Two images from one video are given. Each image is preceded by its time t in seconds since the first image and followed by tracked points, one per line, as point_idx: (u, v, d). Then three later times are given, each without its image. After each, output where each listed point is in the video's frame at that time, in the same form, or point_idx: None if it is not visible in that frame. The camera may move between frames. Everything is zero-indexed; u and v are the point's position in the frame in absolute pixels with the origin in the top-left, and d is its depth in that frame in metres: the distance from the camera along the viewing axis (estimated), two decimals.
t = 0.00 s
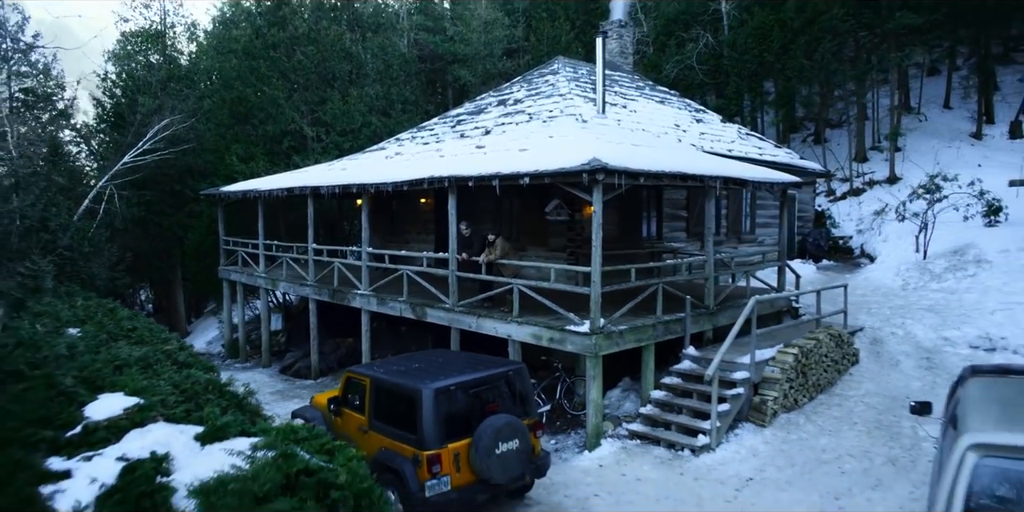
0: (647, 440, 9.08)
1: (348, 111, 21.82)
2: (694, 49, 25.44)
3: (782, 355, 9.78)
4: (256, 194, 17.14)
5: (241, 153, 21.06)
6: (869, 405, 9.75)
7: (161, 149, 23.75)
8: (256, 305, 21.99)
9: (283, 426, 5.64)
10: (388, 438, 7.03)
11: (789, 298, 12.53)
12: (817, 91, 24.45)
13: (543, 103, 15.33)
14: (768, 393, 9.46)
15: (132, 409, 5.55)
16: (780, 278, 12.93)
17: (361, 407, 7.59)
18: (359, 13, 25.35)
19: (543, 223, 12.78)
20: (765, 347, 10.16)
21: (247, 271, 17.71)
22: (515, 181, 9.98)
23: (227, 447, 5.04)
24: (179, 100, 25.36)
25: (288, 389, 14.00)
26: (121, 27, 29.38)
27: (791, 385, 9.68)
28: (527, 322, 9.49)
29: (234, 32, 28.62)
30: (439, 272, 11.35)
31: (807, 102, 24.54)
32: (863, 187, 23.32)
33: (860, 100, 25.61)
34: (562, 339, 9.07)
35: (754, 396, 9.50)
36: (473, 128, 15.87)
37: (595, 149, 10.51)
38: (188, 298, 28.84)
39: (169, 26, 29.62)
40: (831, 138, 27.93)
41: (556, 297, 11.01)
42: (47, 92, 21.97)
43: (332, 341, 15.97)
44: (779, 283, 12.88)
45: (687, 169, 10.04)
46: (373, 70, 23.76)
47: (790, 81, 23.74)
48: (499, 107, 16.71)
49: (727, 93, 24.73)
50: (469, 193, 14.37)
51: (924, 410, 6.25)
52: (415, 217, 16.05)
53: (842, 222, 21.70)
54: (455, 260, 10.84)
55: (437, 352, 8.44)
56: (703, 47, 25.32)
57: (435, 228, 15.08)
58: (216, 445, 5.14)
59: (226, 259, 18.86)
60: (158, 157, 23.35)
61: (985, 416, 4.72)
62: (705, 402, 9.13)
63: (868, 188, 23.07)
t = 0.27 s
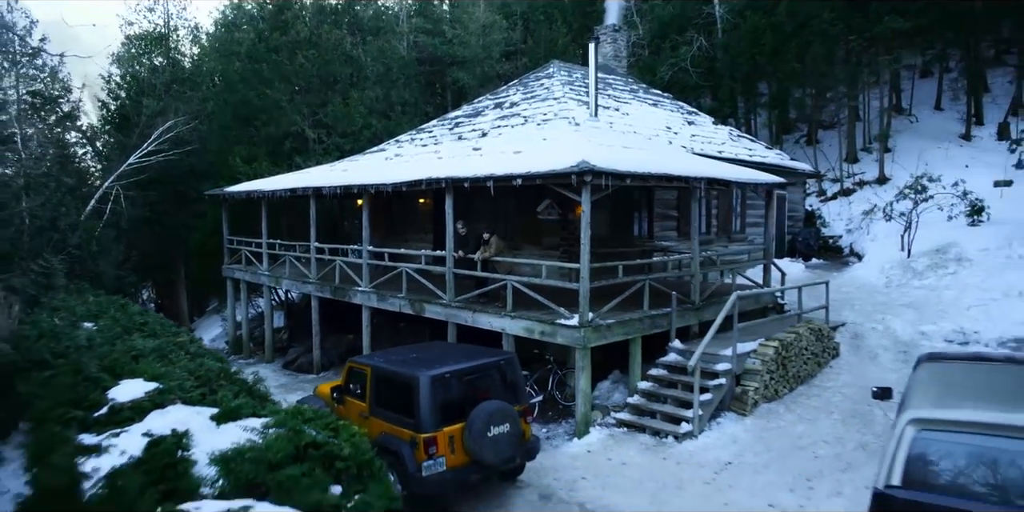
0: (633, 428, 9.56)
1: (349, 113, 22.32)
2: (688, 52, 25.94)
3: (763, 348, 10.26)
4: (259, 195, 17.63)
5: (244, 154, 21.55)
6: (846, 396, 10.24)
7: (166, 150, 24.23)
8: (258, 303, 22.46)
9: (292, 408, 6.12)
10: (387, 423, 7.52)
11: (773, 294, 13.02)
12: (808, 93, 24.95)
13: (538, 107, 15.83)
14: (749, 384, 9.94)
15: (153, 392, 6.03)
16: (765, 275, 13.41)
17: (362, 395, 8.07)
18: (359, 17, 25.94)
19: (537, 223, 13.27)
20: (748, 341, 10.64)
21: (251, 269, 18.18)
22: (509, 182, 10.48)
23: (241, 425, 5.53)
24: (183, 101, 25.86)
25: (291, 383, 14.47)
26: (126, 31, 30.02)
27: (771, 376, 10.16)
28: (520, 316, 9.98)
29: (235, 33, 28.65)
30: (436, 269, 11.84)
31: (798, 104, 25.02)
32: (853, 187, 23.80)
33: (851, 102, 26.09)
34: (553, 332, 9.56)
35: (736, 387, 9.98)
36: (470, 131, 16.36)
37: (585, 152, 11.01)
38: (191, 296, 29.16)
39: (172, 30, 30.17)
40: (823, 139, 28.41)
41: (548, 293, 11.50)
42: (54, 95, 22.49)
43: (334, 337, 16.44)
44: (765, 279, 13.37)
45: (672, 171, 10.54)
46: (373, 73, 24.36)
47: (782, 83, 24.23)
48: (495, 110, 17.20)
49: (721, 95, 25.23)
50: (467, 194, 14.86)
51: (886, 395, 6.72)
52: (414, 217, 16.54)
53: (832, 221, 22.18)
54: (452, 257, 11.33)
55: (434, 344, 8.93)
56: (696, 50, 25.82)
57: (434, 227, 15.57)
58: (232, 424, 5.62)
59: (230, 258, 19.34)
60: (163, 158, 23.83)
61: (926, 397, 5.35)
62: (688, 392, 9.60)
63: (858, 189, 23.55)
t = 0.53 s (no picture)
0: (619, 417, 10.05)
1: (350, 115, 22.81)
2: (682, 55, 26.46)
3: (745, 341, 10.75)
4: (262, 195, 18.13)
5: (247, 155, 22.04)
6: (823, 387, 10.74)
7: (169, 151, 24.71)
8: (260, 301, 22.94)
9: (297, 390, 6.59)
10: (386, 409, 8.01)
11: (758, 291, 13.52)
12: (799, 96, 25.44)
13: (532, 110, 16.33)
14: (730, 375, 10.42)
15: (169, 377, 6.53)
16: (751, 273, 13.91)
17: (362, 384, 8.56)
18: (359, 21, 26.38)
19: (530, 222, 13.77)
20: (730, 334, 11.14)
21: (254, 268, 18.68)
22: (502, 183, 10.99)
23: (251, 405, 6.01)
24: (187, 103, 26.35)
25: (293, 377, 14.95)
26: (131, 34, 30.62)
27: (752, 368, 10.65)
28: (512, 311, 10.47)
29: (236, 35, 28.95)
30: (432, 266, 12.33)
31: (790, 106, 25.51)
32: (843, 188, 24.29)
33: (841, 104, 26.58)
34: (543, 325, 10.06)
35: (718, 378, 10.46)
36: (467, 133, 16.86)
37: (575, 154, 11.52)
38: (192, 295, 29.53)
39: (176, 33, 30.70)
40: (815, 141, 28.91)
41: (540, 289, 12.00)
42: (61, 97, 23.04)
43: (335, 333, 16.92)
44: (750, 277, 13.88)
45: (657, 173, 11.05)
46: (373, 77, 24.89)
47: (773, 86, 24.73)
48: (491, 112, 17.71)
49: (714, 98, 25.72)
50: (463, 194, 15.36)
51: (850, 382, 7.07)
52: (412, 217, 17.03)
53: (822, 221, 22.68)
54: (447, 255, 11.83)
55: (430, 336, 9.43)
56: (690, 53, 26.33)
57: (431, 227, 16.07)
58: (242, 404, 6.10)
59: (233, 257, 19.83)
60: (166, 159, 24.30)
61: (880, 379, 5.81)
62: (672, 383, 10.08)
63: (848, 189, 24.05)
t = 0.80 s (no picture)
0: (605, 405, 10.63)
1: (351, 117, 23.44)
2: (676, 58, 27.10)
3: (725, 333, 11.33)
4: (266, 195, 18.74)
5: (251, 157, 22.66)
6: (800, 377, 11.34)
7: (175, 153, 25.28)
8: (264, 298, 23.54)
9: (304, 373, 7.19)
10: (385, 395, 8.60)
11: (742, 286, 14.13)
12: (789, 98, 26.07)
13: (527, 113, 16.94)
14: (711, 365, 11.00)
15: (188, 362, 7.15)
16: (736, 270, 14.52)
17: (363, 372, 9.15)
18: (359, 25, 26.99)
19: (524, 221, 14.37)
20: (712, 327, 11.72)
21: (258, 265, 19.29)
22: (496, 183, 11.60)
23: (263, 386, 6.61)
24: (192, 106, 26.96)
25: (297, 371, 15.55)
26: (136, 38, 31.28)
27: (733, 359, 11.23)
28: (505, 304, 11.07)
29: (239, 38, 29.51)
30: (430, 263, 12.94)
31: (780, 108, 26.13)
32: (832, 188, 24.90)
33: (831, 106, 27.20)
34: (534, 318, 10.66)
35: (700, 368, 11.04)
36: (464, 135, 17.48)
37: (566, 157, 12.14)
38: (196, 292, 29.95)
39: (181, 36, 31.38)
40: (807, 142, 29.53)
41: (533, 285, 12.60)
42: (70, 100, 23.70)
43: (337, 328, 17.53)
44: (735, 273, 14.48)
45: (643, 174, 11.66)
46: (374, 80, 25.59)
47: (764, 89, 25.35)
48: (488, 115, 18.33)
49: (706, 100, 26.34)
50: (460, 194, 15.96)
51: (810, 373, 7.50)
52: (411, 216, 17.64)
53: (811, 221, 23.30)
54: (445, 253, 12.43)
55: (427, 328, 10.03)
56: (683, 56, 26.96)
57: (430, 226, 16.68)
58: (256, 385, 6.71)
59: (238, 255, 20.45)
60: (172, 160, 24.87)
61: (834, 359, 6.27)
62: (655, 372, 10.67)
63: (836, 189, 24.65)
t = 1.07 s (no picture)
0: (597, 396, 11.13)
1: (352, 120, 23.98)
2: (670, 61, 27.61)
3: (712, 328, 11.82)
4: (270, 196, 19.28)
5: (254, 158, 23.19)
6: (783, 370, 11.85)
7: (180, 154, 25.78)
8: (269, 296, 24.04)
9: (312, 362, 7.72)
10: (387, 384, 9.12)
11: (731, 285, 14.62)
12: (782, 101, 26.58)
13: (523, 116, 17.49)
14: (698, 359, 11.49)
15: (203, 352, 7.67)
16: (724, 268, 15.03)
17: (365, 364, 9.67)
18: (360, 28, 27.46)
19: (520, 220, 14.89)
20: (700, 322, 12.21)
21: (262, 264, 19.82)
22: (492, 185, 12.14)
23: (274, 372, 7.14)
24: (197, 108, 27.48)
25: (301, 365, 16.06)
26: (141, 41, 31.80)
27: (719, 352, 11.70)
28: (501, 300, 11.59)
29: (241, 40, 29.95)
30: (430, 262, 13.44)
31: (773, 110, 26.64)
32: (824, 189, 25.41)
33: (823, 108, 27.72)
34: (528, 312, 11.19)
35: (687, 361, 11.53)
36: (462, 138, 18.02)
37: (559, 159, 12.69)
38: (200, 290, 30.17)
39: (184, 39, 31.88)
40: (800, 143, 30.06)
41: (528, 282, 13.12)
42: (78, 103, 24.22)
43: (339, 325, 18.02)
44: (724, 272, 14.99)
45: (632, 176, 12.21)
46: (374, 82, 26.09)
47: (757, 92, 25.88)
48: (486, 118, 18.87)
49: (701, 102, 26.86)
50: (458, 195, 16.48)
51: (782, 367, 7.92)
52: (411, 216, 18.15)
53: (802, 221, 23.80)
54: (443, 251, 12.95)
55: (426, 322, 10.56)
56: (678, 60, 27.48)
57: (430, 225, 17.22)
58: (268, 370, 7.24)
59: (242, 255, 20.98)
60: (178, 161, 25.36)
61: (802, 347, 6.80)
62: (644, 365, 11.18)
63: (828, 190, 25.18)
